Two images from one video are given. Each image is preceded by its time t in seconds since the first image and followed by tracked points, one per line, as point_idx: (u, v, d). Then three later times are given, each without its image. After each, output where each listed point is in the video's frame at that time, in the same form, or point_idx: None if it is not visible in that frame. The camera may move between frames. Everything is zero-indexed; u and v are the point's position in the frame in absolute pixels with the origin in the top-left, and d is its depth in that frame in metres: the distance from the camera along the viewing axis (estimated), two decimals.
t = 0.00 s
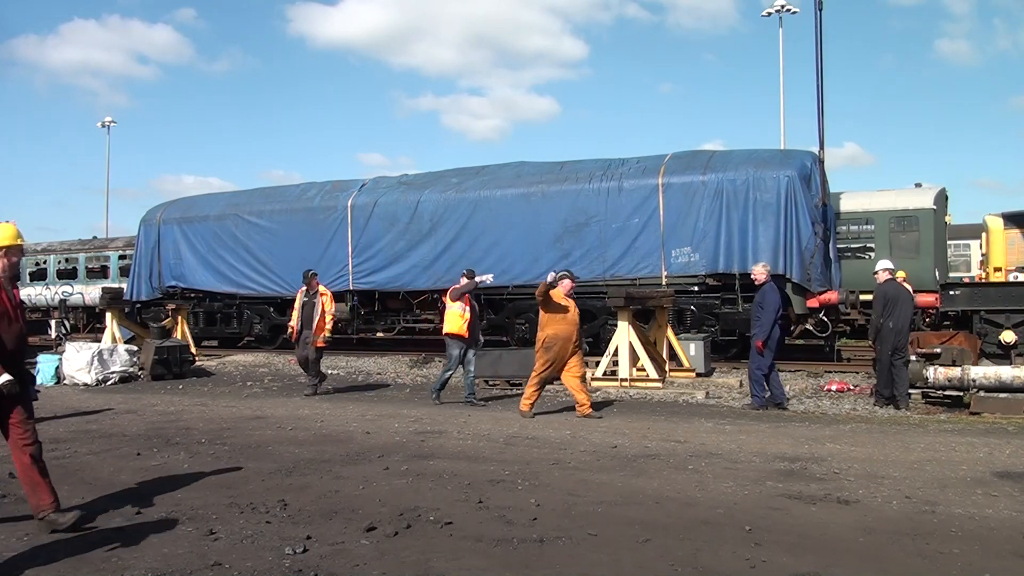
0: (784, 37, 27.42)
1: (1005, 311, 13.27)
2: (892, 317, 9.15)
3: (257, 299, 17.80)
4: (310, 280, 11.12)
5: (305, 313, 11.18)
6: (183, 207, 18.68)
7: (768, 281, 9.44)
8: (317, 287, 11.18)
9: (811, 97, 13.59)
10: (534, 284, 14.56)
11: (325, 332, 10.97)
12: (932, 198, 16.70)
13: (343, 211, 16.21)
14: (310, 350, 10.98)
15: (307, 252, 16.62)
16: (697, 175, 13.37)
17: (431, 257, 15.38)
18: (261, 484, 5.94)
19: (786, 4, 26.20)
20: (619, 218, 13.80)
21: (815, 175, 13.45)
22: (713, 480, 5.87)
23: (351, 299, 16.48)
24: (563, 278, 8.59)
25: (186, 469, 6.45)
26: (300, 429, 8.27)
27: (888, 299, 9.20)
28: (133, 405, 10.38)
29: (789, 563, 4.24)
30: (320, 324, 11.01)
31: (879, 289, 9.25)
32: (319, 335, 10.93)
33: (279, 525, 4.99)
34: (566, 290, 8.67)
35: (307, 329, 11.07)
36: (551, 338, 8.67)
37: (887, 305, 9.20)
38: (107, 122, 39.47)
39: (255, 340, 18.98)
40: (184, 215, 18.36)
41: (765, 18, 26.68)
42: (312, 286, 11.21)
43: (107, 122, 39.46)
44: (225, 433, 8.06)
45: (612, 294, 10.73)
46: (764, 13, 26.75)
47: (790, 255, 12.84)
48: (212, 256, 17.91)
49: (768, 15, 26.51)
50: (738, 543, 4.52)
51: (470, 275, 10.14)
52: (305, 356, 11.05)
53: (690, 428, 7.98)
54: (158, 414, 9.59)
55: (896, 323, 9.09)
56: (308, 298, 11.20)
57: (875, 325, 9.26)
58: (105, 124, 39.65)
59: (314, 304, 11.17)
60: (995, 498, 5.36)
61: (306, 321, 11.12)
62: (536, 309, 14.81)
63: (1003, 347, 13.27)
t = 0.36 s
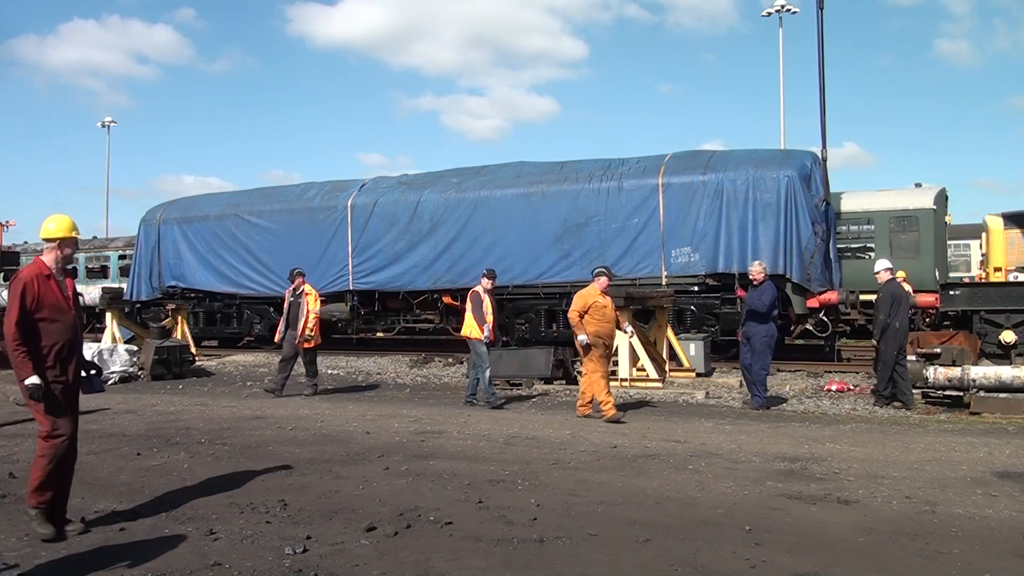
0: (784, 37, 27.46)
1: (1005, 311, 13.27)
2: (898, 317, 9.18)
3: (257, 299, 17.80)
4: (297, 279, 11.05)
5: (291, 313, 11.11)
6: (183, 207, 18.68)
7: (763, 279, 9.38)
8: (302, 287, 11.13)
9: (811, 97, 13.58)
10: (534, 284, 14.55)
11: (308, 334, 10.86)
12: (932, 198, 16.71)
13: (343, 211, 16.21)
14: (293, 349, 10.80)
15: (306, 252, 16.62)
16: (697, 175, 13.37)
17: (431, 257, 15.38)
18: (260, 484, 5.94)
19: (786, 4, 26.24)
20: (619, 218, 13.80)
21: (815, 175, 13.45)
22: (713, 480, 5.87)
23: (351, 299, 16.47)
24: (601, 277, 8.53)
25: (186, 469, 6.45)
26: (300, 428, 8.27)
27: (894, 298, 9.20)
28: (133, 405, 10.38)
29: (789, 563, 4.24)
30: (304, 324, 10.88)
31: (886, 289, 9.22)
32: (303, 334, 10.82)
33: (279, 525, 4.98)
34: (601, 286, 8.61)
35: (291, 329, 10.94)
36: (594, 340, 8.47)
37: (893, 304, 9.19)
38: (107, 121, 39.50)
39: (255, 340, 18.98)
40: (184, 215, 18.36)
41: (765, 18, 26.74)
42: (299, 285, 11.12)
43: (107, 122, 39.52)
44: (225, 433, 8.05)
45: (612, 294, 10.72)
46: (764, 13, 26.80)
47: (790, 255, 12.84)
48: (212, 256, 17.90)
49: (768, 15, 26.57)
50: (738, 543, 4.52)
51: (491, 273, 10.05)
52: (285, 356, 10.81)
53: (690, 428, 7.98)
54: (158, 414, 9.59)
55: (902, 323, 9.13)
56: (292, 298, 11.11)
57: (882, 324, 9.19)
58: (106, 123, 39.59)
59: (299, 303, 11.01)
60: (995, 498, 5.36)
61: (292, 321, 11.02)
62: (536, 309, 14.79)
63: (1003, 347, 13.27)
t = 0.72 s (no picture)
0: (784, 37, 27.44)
1: (1005, 311, 13.27)
2: (908, 318, 9.14)
3: (257, 299, 17.80)
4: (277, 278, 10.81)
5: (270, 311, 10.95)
6: (183, 207, 18.68)
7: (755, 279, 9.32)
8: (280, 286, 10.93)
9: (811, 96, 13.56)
10: (534, 284, 14.56)
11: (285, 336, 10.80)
12: (932, 198, 16.71)
13: (342, 211, 16.21)
14: (272, 353, 10.76)
15: (306, 252, 16.63)
16: (696, 175, 13.37)
17: (431, 257, 15.39)
18: (261, 484, 5.94)
19: (786, 4, 26.22)
20: (619, 218, 13.80)
21: (815, 175, 13.44)
22: (713, 480, 5.87)
23: (351, 298, 16.47)
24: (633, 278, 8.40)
25: (186, 469, 6.45)
26: (300, 428, 8.27)
27: (906, 299, 9.21)
28: (133, 405, 10.37)
29: (789, 563, 4.24)
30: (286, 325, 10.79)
31: (896, 289, 9.26)
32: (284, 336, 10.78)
33: (278, 525, 4.99)
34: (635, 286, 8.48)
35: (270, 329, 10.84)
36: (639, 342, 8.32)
37: (905, 305, 9.18)
38: (106, 121, 39.52)
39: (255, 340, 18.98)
40: (184, 215, 18.36)
41: (765, 18, 26.73)
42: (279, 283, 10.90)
43: (107, 122, 39.52)
44: (225, 433, 8.05)
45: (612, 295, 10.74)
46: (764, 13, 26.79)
47: (790, 255, 12.84)
48: (212, 256, 17.91)
49: (768, 15, 26.57)
50: (738, 544, 4.52)
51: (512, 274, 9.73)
52: (266, 359, 10.75)
53: (690, 428, 7.98)
54: (159, 414, 9.59)
55: (912, 324, 9.10)
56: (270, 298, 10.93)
57: (897, 324, 9.13)
58: (105, 124, 39.62)
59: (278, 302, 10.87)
60: (995, 498, 5.36)
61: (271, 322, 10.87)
62: (536, 309, 14.80)
63: (1003, 347, 13.27)
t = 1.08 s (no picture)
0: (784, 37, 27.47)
1: (1005, 311, 13.26)
2: (909, 318, 9.15)
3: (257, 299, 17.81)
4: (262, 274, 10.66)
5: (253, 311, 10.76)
6: (183, 207, 18.68)
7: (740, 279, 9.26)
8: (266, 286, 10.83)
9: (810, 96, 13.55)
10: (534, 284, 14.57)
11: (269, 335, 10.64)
12: (932, 198, 16.71)
13: (343, 211, 16.21)
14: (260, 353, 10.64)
15: (307, 252, 16.63)
16: (696, 175, 13.37)
17: (431, 257, 15.39)
18: (261, 484, 5.94)
19: (786, 4, 26.25)
20: (619, 218, 13.80)
21: (815, 175, 13.43)
22: (713, 480, 5.87)
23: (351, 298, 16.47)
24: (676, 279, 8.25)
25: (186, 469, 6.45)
26: (300, 429, 8.27)
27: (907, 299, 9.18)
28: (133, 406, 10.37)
29: (790, 563, 4.23)
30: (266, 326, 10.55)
31: (898, 289, 9.22)
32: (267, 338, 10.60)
33: (278, 525, 4.98)
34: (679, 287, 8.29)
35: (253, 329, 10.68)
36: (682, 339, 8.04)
37: (905, 305, 9.16)
38: (107, 121, 39.58)
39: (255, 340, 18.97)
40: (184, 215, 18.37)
41: (765, 18, 26.76)
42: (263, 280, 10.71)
43: (107, 122, 39.58)
44: (225, 433, 8.05)
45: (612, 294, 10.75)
46: (764, 13, 26.81)
47: (790, 255, 12.84)
48: (212, 256, 17.91)
49: (768, 15, 26.60)
50: (738, 544, 4.52)
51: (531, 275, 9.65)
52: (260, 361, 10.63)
53: (690, 428, 7.98)
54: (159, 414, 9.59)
55: (913, 325, 9.12)
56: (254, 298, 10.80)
57: (897, 324, 9.08)
58: (105, 124, 39.68)
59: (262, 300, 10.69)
60: (995, 498, 5.36)
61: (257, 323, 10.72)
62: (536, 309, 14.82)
63: (1003, 347, 13.27)
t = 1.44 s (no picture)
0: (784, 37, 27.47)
1: (1005, 311, 13.26)
2: (901, 318, 9.14)
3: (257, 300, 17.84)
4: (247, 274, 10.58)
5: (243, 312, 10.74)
6: (183, 207, 18.69)
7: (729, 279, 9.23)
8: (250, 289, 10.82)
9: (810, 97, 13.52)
10: (534, 284, 14.58)
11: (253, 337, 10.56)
12: (932, 198, 16.71)
13: (343, 211, 16.21)
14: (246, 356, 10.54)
15: (307, 252, 16.63)
16: (697, 175, 13.37)
17: (431, 257, 15.39)
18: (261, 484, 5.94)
19: (786, 4, 26.26)
20: (619, 218, 13.80)
21: (815, 175, 13.43)
22: (713, 480, 5.87)
23: (351, 298, 16.47)
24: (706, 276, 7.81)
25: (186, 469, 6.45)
26: (299, 429, 8.28)
27: (898, 299, 9.18)
28: (133, 406, 10.37)
29: (789, 563, 4.24)
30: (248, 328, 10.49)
31: (890, 288, 9.21)
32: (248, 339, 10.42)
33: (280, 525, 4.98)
34: (712, 283, 7.84)
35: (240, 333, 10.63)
36: (696, 344, 7.75)
37: (896, 304, 9.15)
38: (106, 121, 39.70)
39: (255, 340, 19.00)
40: (184, 215, 18.38)
41: (765, 18, 26.78)
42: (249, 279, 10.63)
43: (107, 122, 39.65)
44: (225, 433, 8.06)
45: (612, 294, 10.75)
46: (764, 13, 26.83)
47: (790, 255, 12.84)
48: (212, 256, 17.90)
49: (768, 15, 26.63)
50: (738, 544, 4.52)
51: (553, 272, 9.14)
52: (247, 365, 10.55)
53: (690, 428, 7.99)
54: (159, 414, 9.60)
55: (906, 324, 9.08)
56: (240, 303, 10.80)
57: (887, 324, 9.14)
58: (105, 124, 39.85)
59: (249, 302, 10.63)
60: (995, 498, 5.36)
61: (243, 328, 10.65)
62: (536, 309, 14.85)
63: (1003, 347, 13.28)
